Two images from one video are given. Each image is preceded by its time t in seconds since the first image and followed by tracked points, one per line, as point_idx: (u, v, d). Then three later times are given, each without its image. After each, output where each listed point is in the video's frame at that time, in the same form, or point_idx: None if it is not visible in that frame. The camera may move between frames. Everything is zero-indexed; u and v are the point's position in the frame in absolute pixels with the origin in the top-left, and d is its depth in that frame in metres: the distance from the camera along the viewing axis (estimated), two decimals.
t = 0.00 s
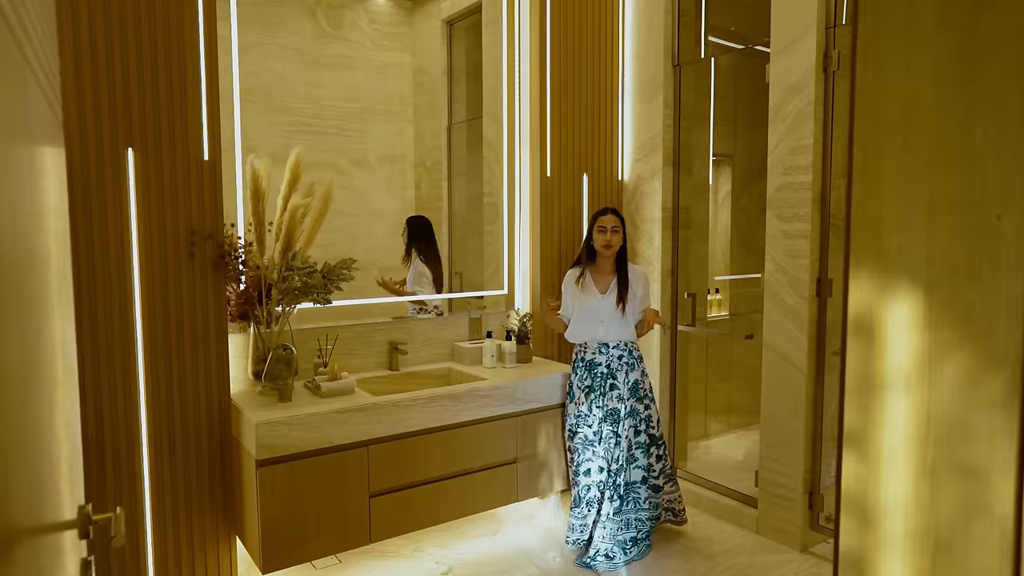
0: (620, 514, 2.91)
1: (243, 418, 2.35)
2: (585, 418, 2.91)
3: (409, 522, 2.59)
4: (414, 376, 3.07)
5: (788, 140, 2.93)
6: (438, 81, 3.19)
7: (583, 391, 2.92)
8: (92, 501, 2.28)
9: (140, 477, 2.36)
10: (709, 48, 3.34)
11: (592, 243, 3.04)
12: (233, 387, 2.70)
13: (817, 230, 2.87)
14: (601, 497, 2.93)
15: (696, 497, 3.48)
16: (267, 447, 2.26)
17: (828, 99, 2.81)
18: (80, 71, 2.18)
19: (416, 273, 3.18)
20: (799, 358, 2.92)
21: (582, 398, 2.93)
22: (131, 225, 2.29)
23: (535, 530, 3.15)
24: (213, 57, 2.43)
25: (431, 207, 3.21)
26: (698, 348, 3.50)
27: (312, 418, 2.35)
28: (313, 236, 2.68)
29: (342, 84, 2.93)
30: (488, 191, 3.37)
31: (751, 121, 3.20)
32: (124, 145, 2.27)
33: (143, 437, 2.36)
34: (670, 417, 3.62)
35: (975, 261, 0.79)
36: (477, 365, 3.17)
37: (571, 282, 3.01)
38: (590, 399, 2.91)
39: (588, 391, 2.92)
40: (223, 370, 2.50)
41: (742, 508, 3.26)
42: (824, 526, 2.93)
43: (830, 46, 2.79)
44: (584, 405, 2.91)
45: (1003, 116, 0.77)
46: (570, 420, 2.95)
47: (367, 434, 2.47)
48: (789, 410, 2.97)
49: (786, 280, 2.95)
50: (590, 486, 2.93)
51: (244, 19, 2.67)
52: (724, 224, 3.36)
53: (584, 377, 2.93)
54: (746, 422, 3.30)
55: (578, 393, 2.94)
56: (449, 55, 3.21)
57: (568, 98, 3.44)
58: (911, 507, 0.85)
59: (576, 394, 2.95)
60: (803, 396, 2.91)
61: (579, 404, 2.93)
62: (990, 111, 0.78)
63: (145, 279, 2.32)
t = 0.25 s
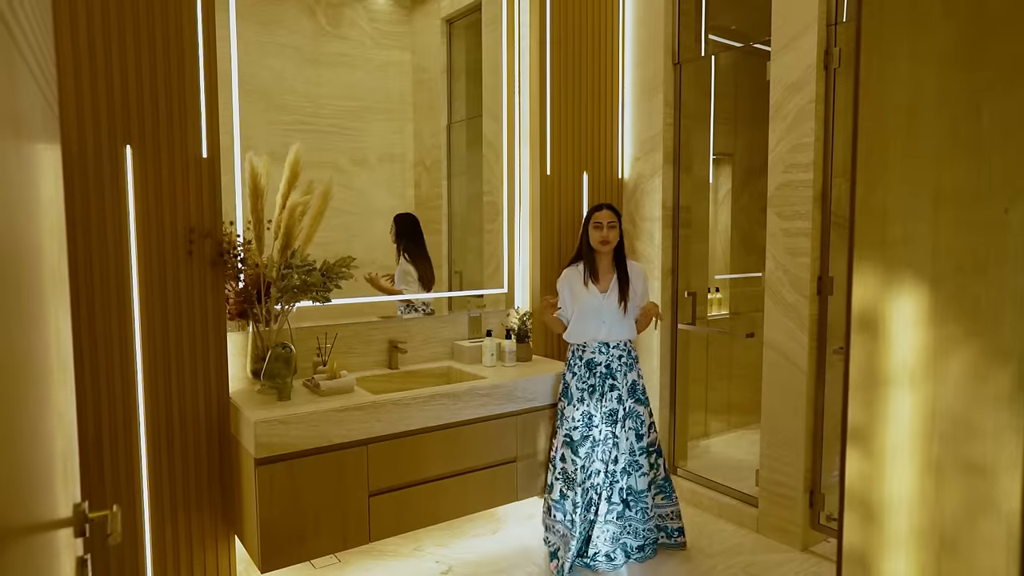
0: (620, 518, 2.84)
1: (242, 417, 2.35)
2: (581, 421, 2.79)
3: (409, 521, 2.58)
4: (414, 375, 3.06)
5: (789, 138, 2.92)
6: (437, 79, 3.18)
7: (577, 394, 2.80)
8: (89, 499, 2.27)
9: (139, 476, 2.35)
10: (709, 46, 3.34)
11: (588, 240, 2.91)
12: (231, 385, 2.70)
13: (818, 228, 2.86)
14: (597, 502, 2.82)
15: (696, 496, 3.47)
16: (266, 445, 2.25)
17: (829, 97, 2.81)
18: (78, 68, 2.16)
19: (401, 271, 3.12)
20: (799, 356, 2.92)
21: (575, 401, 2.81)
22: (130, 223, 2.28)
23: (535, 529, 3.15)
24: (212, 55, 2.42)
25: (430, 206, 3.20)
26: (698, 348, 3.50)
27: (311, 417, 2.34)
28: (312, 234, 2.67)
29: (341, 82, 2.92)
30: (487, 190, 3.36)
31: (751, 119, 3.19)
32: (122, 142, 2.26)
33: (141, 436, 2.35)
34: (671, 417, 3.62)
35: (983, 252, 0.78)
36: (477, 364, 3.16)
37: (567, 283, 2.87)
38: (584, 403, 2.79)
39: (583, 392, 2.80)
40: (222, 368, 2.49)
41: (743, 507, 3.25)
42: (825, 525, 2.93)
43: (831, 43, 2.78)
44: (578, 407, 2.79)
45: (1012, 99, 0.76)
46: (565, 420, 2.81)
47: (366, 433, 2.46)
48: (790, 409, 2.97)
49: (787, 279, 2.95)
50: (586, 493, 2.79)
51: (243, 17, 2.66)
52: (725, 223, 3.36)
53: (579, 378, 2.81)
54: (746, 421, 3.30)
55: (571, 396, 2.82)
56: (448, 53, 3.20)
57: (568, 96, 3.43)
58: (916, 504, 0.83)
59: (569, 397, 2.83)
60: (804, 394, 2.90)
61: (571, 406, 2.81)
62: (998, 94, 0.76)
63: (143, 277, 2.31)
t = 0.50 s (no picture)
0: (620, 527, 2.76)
1: (242, 416, 2.34)
2: (576, 431, 2.66)
3: (409, 520, 2.57)
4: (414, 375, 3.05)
5: (790, 137, 2.91)
6: (438, 78, 3.17)
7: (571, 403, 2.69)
8: (88, 497, 2.26)
9: (138, 475, 2.34)
10: (710, 45, 3.33)
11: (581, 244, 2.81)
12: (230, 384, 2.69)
13: (820, 227, 2.85)
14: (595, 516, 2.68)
15: (697, 496, 3.46)
16: (266, 445, 2.24)
17: (830, 96, 2.80)
18: (76, 66, 2.16)
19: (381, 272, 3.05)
20: (801, 355, 2.91)
21: (569, 410, 2.69)
22: (129, 222, 2.28)
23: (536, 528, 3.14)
24: (212, 54, 2.42)
25: (431, 206, 3.19)
26: (699, 347, 3.49)
27: (312, 416, 2.33)
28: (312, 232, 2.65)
29: (341, 81, 2.91)
30: (487, 189, 3.35)
31: (752, 118, 3.18)
32: (121, 141, 2.25)
33: (140, 435, 2.34)
34: (671, 416, 3.60)
35: (987, 253, 0.74)
36: (477, 363, 3.15)
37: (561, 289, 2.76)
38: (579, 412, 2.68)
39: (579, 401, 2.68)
40: (221, 367, 2.48)
41: (744, 507, 3.24)
42: (827, 525, 2.92)
43: (833, 42, 2.77)
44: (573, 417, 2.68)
45: (1020, 98, 0.71)
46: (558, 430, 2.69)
47: (366, 432, 2.45)
48: (791, 409, 2.96)
49: (789, 278, 2.94)
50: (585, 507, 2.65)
51: (243, 16, 2.65)
52: (726, 222, 3.35)
53: (573, 387, 2.70)
54: (747, 421, 3.29)
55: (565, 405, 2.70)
56: (449, 52, 3.19)
57: (569, 95, 3.42)
58: (923, 503, 0.80)
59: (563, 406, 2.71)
60: (805, 394, 2.89)
61: (566, 416, 2.69)
62: (1003, 93, 0.72)
63: (143, 276, 2.30)
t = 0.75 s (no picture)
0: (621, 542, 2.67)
1: (242, 417, 2.33)
2: (565, 443, 2.62)
3: (409, 521, 2.57)
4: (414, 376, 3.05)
5: (791, 138, 2.91)
6: (438, 78, 3.16)
7: (560, 413, 2.64)
8: (88, 499, 2.26)
9: (138, 476, 2.33)
10: (711, 45, 3.32)
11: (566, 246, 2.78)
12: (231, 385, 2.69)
13: (821, 227, 2.85)
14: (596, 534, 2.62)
15: (698, 497, 3.45)
16: (266, 446, 2.24)
17: (831, 97, 2.79)
18: (76, 66, 2.15)
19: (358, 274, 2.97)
20: (802, 356, 2.90)
21: (558, 420, 2.65)
22: (129, 222, 2.27)
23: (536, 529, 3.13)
24: (212, 54, 2.41)
25: (431, 206, 3.19)
26: (701, 349, 3.49)
27: (312, 417, 2.32)
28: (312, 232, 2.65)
29: (341, 82, 2.91)
30: (488, 189, 3.35)
31: (753, 119, 3.18)
32: (122, 141, 2.24)
33: (140, 436, 2.34)
34: (672, 417, 3.60)
35: (998, 255, 0.68)
36: (477, 364, 3.14)
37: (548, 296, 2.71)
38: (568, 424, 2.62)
39: (567, 412, 2.63)
40: (221, 368, 2.48)
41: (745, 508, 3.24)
42: (828, 526, 2.91)
43: (834, 42, 2.77)
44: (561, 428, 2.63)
45: None
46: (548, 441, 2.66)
47: (367, 433, 2.44)
48: (793, 410, 2.95)
49: (790, 278, 2.93)
50: (582, 523, 2.59)
51: (243, 16, 2.64)
52: (726, 223, 3.35)
53: (563, 397, 2.65)
54: (748, 421, 3.29)
55: (555, 415, 2.66)
56: (449, 52, 3.19)
57: (570, 95, 3.41)
58: (928, 507, 0.74)
59: (552, 415, 2.67)
60: (806, 395, 2.89)
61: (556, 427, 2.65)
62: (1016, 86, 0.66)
63: (143, 276, 2.30)
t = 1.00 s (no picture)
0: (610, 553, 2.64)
1: (242, 418, 2.33)
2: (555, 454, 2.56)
3: (409, 523, 2.56)
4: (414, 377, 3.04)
5: (791, 139, 2.90)
6: (438, 78, 3.16)
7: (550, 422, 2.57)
8: (89, 500, 2.25)
9: (138, 478, 2.33)
10: (711, 46, 3.32)
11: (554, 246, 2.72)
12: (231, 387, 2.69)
13: (822, 228, 2.84)
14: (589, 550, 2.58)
15: (698, 498, 3.44)
16: (266, 448, 2.23)
17: (832, 97, 2.79)
18: (75, 67, 2.14)
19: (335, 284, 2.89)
20: (802, 357, 2.90)
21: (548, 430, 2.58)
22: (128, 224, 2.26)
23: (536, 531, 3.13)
24: (212, 55, 2.41)
25: (431, 206, 3.18)
26: (701, 350, 3.49)
27: (312, 419, 2.32)
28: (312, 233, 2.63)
29: (341, 82, 2.90)
30: (487, 189, 3.34)
31: (753, 119, 3.17)
32: (121, 142, 2.24)
33: (140, 438, 2.33)
34: (672, 418, 3.59)
35: (1002, 260, 0.66)
36: (477, 365, 3.14)
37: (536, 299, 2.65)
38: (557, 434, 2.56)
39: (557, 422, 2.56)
40: (221, 369, 2.47)
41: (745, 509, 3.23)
42: (829, 528, 2.91)
43: (835, 43, 2.77)
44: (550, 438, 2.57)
45: None
46: (538, 451, 2.59)
47: (367, 435, 2.44)
48: (793, 411, 2.95)
49: (790, 279, 2.93)
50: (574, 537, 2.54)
51: (243, 16, 2.64)
52: (726, 224, 3.35)
53: (552, 406, 2.58)
54: (748, 422, 3.29)
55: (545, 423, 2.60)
56: (448, 53, 3.18)
57: (570, 95, 3.40)
58: (933, 513, 0.71)
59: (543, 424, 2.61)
60: (807, 396, 2.89)
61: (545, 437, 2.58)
62: None
63: (142, 277, 2.29)
